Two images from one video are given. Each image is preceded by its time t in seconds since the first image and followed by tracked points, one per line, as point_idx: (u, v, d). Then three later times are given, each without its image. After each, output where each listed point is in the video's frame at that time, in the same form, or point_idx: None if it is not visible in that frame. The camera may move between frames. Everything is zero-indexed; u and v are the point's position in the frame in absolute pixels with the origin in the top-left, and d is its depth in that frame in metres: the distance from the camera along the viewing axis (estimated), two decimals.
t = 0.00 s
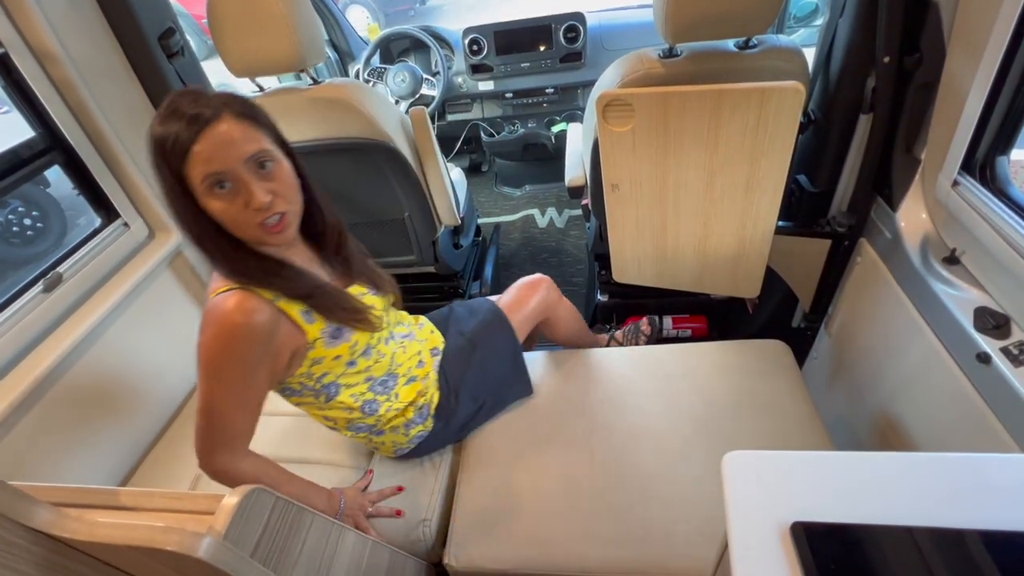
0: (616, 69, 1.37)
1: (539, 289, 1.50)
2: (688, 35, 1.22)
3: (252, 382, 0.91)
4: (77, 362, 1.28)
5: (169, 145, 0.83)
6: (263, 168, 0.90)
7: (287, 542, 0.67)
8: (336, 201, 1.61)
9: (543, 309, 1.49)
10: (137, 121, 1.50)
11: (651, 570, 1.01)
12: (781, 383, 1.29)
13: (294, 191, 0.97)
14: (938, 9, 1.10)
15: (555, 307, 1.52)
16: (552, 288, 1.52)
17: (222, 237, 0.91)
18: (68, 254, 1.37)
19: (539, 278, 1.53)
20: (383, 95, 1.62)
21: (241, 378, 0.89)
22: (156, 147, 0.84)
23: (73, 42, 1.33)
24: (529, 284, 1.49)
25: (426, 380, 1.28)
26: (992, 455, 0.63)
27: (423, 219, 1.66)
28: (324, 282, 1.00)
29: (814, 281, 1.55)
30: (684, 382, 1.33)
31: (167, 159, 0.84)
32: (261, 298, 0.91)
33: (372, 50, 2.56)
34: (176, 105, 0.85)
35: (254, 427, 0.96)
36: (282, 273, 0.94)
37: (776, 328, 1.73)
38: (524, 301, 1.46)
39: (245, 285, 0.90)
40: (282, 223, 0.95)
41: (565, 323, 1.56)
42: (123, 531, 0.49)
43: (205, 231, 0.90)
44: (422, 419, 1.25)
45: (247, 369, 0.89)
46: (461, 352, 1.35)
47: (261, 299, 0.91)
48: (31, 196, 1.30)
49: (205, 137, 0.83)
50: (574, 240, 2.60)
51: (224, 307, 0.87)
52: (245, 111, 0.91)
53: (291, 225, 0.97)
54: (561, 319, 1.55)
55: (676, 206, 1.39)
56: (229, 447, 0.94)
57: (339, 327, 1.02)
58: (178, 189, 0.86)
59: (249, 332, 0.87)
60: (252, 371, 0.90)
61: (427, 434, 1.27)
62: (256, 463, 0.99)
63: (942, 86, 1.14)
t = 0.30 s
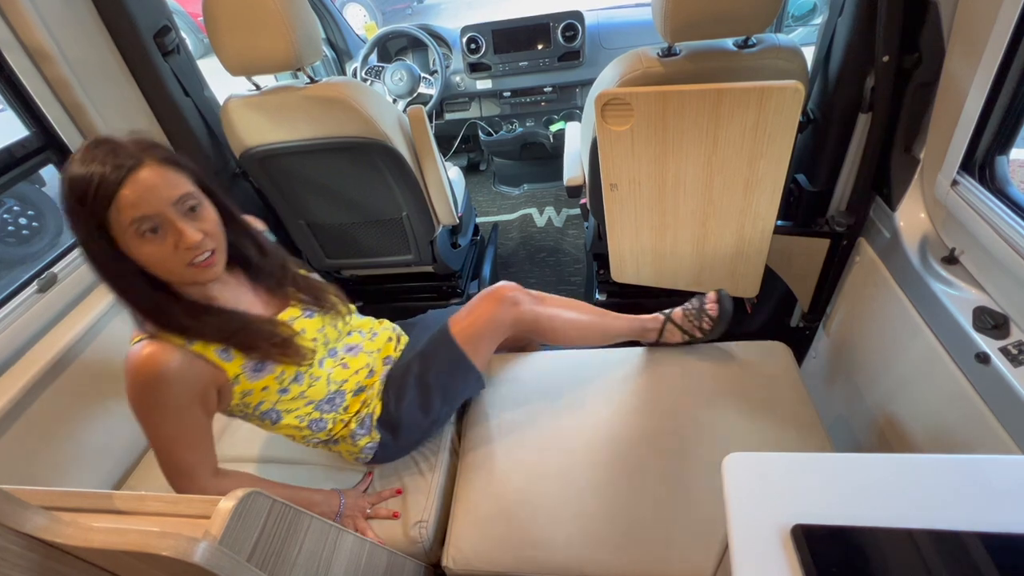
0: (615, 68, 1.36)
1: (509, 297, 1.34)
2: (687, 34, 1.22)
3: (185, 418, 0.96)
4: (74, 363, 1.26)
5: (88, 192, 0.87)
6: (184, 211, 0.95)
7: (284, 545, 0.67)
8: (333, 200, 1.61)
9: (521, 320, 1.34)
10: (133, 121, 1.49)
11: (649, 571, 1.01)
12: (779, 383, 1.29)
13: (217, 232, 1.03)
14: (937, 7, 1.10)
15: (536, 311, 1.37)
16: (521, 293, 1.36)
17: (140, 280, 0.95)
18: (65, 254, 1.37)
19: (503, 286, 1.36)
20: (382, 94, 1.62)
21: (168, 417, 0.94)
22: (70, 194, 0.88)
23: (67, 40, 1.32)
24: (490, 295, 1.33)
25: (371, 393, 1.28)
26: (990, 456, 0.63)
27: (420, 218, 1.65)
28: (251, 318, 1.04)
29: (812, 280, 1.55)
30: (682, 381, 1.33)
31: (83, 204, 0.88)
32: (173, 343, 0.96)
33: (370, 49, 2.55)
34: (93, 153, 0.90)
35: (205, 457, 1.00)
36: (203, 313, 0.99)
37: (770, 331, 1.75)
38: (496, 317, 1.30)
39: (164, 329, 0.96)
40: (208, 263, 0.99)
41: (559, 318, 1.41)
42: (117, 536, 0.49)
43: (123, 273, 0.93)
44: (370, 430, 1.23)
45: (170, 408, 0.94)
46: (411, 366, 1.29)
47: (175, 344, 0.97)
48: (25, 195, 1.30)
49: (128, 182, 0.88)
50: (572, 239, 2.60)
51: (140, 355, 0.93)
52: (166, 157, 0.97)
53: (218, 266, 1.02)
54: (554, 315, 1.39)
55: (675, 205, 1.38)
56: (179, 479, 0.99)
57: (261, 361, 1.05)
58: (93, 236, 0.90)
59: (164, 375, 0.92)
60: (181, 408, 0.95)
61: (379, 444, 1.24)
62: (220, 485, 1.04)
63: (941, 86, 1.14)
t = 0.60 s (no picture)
0: (614, 68, 1.36)
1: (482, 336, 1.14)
2: (686, 34, 1.22)
3: (168, 448, 0.97)
4: (71, 365, 1.25)
5: (41, 243, 0.86)
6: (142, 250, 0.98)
7: (286, 546, 0.67)
8: (331, 199, 1.60)
9: (504, 363, 1.13)
10: (131, 120, 1.47)
11: (649, 572, 1.02)
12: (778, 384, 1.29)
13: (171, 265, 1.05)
14: (935, 7, 1.10)
15: (527, 355, 1.13)
16: (500, 329, 1.15)
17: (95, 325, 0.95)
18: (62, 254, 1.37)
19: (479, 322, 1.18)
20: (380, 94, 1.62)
21: (150, 449, 0.95)
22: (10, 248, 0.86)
23: (64, 39, 1.31)
24: (462, 333, 1.16)
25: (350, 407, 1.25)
26: (989, 455, 0.63)
27: (419, 217, 1.65)
28: (218, 345, 1.07)
29: (810, 279, 1.55)
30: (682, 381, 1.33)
31: (34, 256, 0.86)
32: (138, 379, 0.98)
33: (368, 48, 2.55)
34: (32, 206, 0.89)
35: (200, 479, 1.01)
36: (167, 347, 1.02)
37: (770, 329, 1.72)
38: (470, 358, 1.14)
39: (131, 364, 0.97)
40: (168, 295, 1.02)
41: (569, 369, 1.12)
42: (116, 538, 0.48)
43: (78, 322, 0.92)
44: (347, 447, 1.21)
45: (149, 441, 0.95)
46: (381, 391, 1.25)
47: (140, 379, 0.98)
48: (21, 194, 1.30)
49: (87, 228, 0.90)
50: (570, 238, 2.60)
51: (107, 396, 0.94)
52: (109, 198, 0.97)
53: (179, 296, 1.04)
54: (563, 365, 1.12)
55: (674, 205, 1.38)
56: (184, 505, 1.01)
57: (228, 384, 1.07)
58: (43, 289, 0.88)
59: (132, 411, 0.94)
60: (162, 439, 0.97)
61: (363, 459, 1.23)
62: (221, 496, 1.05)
63: (939, 85, 1.14)
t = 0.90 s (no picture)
0: (612, 67, 1.36)
1: (490, 403, 1.13)
2: (683, 33, 1.22)
3: (153, 456, 0.95)
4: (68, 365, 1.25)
5: (90, 230, 0.88)
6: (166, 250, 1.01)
7: (283, 547, 0.67)
8: (329, 199, 1.60)
9: (510, 432, 1.12)
10: (127, 119, 1.47)
11: (646, 571, 1.03)
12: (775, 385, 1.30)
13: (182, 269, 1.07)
14: (932, 6, 1.10)
15: (536, 424, 1.12)
16: (508, 395, 1.14)
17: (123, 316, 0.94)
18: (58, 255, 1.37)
19: (488, 387, 1.16)
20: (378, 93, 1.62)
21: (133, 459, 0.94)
22: (51, 232, 0.85)
23: (60, 38, 1.31)
24: (470, 398, 1.15)
25: (340, 444, 1.20)
26: (986, 454, 0.63)
27: (417, 216, 1.65)
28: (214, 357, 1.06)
29: (807, 279, 1.55)
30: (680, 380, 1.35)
31: (80, 241, 0.87)
32: (118, 389, 0.95)
33: (366, 48, 2.54)
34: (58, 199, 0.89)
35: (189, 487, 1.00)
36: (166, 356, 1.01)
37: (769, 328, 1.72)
38: (476, 424, 1.13)
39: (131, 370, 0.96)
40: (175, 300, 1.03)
41: (580, 439, 1.09)
42: (113, 539, 0.48)
43: (111, 310, 0.92)
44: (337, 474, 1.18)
45: (134, 452, 0.94)
46: (379, 437, 1.20)
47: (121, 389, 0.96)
48: (14, 193, 1.30)
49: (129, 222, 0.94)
50: (568, 238, 2.60)
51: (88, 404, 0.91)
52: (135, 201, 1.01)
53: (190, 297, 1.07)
54: (574, 434, 1.10)
55: (671, 204, 1.38)
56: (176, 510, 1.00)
57: (208, 407, 1.03)
58: (81, 276, 0.88)
59: (111, 423, 0.92)
60: (145, 449, 0.95)
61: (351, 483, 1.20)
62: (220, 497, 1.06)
63: (936, 85, 1.14)
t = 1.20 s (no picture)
0: (609, 66, 1.35)
1: (493, 440, 1.12)
2: (680, 32, 1.21)
3: (163, 441, 0.94)
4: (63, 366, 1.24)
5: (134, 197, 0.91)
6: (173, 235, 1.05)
7: (278, 549, 0.66)
8: (326, 199, 1.60)
9: (513, 469, 1.11)
10: (123, 118, 1.46)
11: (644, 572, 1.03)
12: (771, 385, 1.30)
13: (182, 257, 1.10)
14: (930, 6, 1.10)
15: (539, 462, 1.10)
16: (511, 432, 1.12)
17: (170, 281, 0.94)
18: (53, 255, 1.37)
19: (491, 421, 1.14)
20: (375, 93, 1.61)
21: (138, 442, 0.92)
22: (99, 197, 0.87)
23: (55, 37, 1.30)
24: (473, 432, 1.13)
25: (338, 462, 1.18)
26: (985, 454, 0.63)
27: (414, 216, 1.65)
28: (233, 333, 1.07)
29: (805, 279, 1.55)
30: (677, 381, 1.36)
31: (128, 206, 0.89)
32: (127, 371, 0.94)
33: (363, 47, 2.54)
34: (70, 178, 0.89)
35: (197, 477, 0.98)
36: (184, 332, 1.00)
37: (765, 328, 1.74)
38: (479, 460, 1.12)
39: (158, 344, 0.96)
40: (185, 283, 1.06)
41: (585, 475, 1.08)
42: (105, 543, 0.48)
43: (163, 273, 0.93)
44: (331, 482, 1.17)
45: (142, 438, 0.92)
46: (379, 465, 1.17)
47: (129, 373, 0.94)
48: (8, 192, 1.30)
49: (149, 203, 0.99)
50: (566, 238, 2.60)
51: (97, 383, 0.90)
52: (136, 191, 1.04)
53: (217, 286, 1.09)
54: (578, 471, 1.08)
55: (668, 204, 1.38)
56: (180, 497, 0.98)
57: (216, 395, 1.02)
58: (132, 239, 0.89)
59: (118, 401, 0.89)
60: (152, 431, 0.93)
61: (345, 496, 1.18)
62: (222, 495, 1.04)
63: (934, 84, 1.14)
